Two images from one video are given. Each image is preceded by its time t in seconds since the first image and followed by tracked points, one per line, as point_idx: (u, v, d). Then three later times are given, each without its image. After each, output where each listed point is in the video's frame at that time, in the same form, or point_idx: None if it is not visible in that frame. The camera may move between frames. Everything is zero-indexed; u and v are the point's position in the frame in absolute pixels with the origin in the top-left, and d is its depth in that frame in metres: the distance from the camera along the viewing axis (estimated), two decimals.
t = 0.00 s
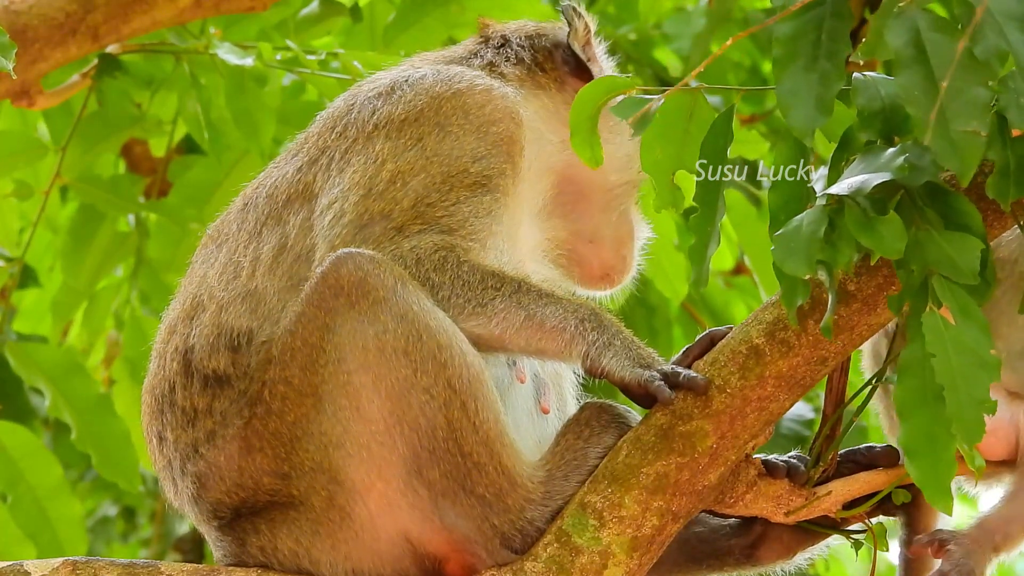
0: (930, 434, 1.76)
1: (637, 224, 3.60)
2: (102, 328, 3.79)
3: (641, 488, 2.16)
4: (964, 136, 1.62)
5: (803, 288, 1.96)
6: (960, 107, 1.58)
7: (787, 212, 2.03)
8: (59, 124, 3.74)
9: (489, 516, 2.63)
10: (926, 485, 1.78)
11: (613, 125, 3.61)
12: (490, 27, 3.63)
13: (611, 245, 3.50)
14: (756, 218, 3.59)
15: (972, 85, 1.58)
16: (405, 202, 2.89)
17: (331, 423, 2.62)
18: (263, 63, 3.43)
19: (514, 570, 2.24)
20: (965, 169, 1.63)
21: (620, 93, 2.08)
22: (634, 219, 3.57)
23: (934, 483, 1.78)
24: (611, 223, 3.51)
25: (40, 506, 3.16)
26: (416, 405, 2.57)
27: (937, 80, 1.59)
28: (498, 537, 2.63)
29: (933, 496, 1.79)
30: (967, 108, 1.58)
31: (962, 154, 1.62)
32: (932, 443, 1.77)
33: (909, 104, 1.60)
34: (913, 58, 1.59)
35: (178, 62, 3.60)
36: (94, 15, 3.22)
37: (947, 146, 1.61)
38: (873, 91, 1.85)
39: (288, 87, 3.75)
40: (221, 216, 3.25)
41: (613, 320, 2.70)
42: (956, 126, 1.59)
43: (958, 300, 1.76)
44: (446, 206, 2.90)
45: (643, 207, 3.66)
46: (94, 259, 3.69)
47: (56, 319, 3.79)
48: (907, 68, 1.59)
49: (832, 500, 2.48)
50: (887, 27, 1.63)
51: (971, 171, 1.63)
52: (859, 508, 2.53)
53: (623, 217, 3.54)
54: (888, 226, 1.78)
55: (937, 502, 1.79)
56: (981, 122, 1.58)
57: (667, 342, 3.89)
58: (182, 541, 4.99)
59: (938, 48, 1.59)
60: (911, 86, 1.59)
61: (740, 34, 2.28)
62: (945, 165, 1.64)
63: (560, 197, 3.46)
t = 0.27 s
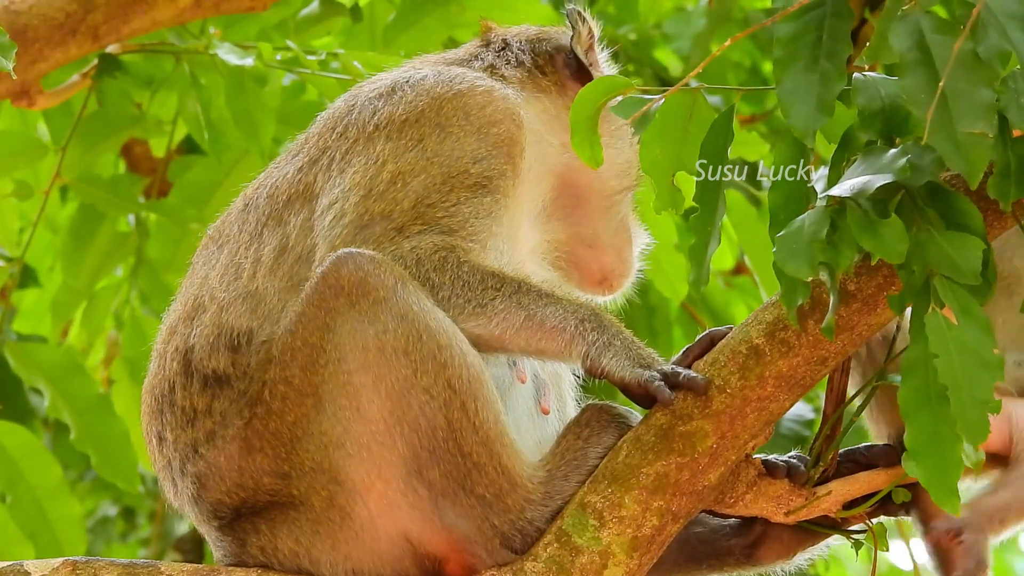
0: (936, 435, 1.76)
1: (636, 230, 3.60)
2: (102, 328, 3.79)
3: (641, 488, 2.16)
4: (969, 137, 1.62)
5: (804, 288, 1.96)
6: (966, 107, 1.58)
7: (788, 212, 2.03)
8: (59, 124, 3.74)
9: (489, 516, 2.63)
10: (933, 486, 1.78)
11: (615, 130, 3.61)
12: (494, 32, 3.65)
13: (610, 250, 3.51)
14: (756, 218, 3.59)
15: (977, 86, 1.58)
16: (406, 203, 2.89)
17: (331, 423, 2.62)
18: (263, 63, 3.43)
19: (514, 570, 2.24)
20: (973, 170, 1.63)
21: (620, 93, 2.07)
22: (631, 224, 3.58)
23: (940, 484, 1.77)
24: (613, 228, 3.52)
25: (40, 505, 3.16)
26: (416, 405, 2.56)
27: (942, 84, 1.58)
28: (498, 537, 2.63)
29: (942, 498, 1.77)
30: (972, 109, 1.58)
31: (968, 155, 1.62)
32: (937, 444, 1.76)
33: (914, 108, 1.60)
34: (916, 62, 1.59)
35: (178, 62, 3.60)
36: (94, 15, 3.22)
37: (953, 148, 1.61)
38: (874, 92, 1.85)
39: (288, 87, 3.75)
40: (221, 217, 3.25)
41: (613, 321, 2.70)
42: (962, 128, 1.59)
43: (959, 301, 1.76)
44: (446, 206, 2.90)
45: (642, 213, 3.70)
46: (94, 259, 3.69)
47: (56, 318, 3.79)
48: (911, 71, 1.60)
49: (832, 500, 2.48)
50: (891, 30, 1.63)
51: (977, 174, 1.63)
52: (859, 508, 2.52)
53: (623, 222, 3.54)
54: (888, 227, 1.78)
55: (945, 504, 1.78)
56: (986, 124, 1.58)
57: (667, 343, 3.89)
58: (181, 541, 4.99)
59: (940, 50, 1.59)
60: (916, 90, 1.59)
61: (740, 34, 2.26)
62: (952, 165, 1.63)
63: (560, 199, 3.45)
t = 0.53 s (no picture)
0: (919, 424, 1.75)
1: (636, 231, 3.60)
2: (102, 328, 3.79)
3: (641, 488, 2.16)
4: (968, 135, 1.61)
5: (794, 280, 1.95)
6: (967, 105, 1.58)
7: (781, 205, 2.01)
8: (59, 124, 3.75)
9: (489, 516, 2.63)
10: (908, 473, 1.76)
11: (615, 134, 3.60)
12: (496, 34, 3.65)
13: (611, 250, 3.50)
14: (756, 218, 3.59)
15: (979, 83, 1.58)
16: (405, 203, 2.89)
17: (331, 423, 2.62)
18: (263, 63, 3.43)
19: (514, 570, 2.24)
20: (972, 168, 1.63)
21: (616, 80, 2.06)
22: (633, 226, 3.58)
23: (916, 472, 1.75)
24: (612, 229, 3.51)
25: (40, 506, 3.16)
26: (416, 405, 2.57)
27: (944, 80, 1.58)
28: (498, 536, 2.63)
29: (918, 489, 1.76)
30: (974, 107, 1.58)
31: (967, 153, 1.61)
32: (919, 433, 1.75)
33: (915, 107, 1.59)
34: (919, 58, 1.59)
35: (178, 62, 3.59)
36: (94, 15, 3.22)
37: (953, 146, 1.60)
38: (870, 88, 1.84)
39: (288, 87, 3.74)
40: (221, 217, 3.25)
41: (613, 321, 2.70)
42: (963, 126, 1.58)
43: (950, 296, 1.75)
44: (446, 207, 2.90)
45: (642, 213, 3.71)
46: (94, 259, 3.69)
47: (56, 318, 3.79)
48: (913, 68, 1.59)
49: (831, 500, 2.47)
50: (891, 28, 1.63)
51: (975, 171, 1.63)
52: (858, 508, 2.53)
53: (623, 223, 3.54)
54: (881, 221, 1.78)
55: (919, 493, 1.76)
56: (987, 122, 1.58)
57: (667, 343, 3.89)
58: (182, 541, 5.00)
59: (941, 48, 1.59)
60: (920, 84, 1.58)
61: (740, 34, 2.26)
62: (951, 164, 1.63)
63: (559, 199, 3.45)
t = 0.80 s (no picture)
0: (954, 444, 1.76)
1: (636, 233, 3.61)
2: (102, 328, 3.79)
3: (641, 488, 2.16)
4: (968, 134, 1.61)
5: (810, 294, 1.96)
6: (965, 105, 1.58)
7: (794, 218, 2.03)
8: (59, 124, 3.75)
9: (489, 516, 2.63)
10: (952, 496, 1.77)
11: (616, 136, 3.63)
12: (497, 34, 3.65)
13: (610, 250, 3.51)
14: (756, 219, 3.59)
15: (978, 83, 1.58)
16: (405, 203, 2.89)
17: (331, 423, 2.62)
18: (263, 63, 3.43)
19: (514, 570, 2.24)
20: (971, 168, 1.61)
21: (625, 100, 2.06)
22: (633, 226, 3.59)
23: (963, 495, 1.75)
24: (612, 230, 3.52)
25: (40, 505, 3.16)
26: (415, 405, 2.57)
27: (942, 80, 1.58)
28: (499, 536, 2.63)
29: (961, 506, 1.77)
30: (972, 108, 1.58)
31: (968, 152, 1.61)
32: (956, 453, 1.76)
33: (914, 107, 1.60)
34: (917, 58, 1.59)
35: (178, 62, 3.59)
36: (94, 15, 3.22)
37: (953, 146, 1.60)
38: (877, 96, 1.86)
39: (287, 87, 3.74)
40: (221, 217, 3.25)
41: (612, 321, 2.70)
42: (962, 125, 1.58)
43: (969, 306, 1.75)
44: (446, 207, 2.90)
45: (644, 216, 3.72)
46: (94, 259, 3.69)
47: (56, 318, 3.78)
48: (911, 68, 1.59)
49: (831, 500, 2.47)
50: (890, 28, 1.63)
51: (976, 171, 1.61)
52: (859, 508, 2.53)
53: (622, 223, 3.54)
54: (898, 233, 1.78)
55: (970, 515, 1.77)
56: (986, 121, 1.57)
57: (667, 343, 3.89)
58: (181, 541, 5.00)
59: (939, 48, 1.59)
60: (916, 85, 1.59)
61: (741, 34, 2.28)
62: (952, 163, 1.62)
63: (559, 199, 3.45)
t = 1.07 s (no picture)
0: (928, 436, 1.73)
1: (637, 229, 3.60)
2: (102, 328, 3.79)
3: (641, 488, 2.16)
4: (966, 133, 1.61)
5: (800, 290, 1.96)
6: (961, 104, 1.58)
7: (786, 212, 2.05)
8: (60, 124, 3.74)
9: (489, 516, 2.63)
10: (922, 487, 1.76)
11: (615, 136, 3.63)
12: (497, 34, 3.65)
13: (611, 250, 3.51)
14: (756, 219, 3.60)
15: (975, 81, 1.58)
16: (405, 203, 2.89)
17: (331, 423, 2.62)
18: (263, 63, 3.42)
19: (514, 570, 2.24)
20: (969, 167, 1.60)
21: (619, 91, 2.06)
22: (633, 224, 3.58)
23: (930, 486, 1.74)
24: (612, 230, 3.51)
25: (40, 506, 3.16)
26: (416, 405, 2.56)
27: (938, 79, 1.59)
28: (499, 536, 2.63)
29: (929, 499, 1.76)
30: (969, 106, 1.58)
31: (965, 152, 1.60)
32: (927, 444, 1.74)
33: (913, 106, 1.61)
34: (914, 56, 1.59)
35: (178, 62, 3.59)
36: (94, 15, 3.22)
37: (950, 144, 1.60)
38: (873, 93, 1.85)
39: (288, 87, 3.73)
40: (221, 217, 3.25)
41: (612, 321, 2.70)
42: (959, 124, 1.59)
43: (954, 303, 1.75)
44: (446, 207, 2.90)
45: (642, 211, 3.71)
46: (94, 259, 3.69)
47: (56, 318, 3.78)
48: (908, 67, 1.59)
49: (831, 500, 2.47)
50: (888, 27, 1.63)
51: (973, 170, 1.60)
52: (859, 508, 2.53)
53: (622, 224, 3.54)
54: (886, 228, 1.78)
55: (932, 505, 1.76)
56: (983, 119, 1.58)
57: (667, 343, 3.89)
58: (182, 541, 5.00)
59: (937, 47, 1.59)
60: (914, 83, 1.59)
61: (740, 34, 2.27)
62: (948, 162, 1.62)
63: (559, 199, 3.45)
